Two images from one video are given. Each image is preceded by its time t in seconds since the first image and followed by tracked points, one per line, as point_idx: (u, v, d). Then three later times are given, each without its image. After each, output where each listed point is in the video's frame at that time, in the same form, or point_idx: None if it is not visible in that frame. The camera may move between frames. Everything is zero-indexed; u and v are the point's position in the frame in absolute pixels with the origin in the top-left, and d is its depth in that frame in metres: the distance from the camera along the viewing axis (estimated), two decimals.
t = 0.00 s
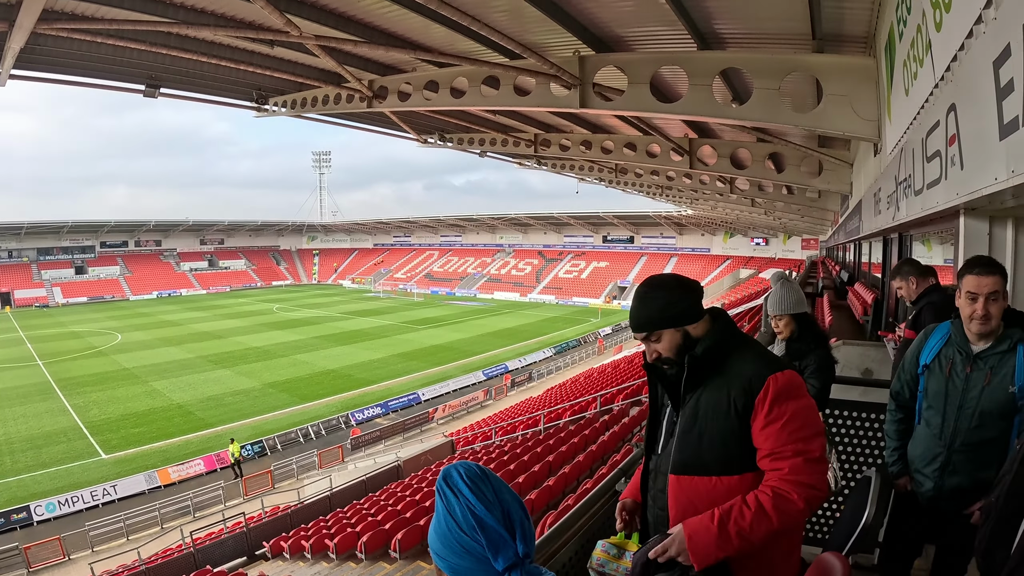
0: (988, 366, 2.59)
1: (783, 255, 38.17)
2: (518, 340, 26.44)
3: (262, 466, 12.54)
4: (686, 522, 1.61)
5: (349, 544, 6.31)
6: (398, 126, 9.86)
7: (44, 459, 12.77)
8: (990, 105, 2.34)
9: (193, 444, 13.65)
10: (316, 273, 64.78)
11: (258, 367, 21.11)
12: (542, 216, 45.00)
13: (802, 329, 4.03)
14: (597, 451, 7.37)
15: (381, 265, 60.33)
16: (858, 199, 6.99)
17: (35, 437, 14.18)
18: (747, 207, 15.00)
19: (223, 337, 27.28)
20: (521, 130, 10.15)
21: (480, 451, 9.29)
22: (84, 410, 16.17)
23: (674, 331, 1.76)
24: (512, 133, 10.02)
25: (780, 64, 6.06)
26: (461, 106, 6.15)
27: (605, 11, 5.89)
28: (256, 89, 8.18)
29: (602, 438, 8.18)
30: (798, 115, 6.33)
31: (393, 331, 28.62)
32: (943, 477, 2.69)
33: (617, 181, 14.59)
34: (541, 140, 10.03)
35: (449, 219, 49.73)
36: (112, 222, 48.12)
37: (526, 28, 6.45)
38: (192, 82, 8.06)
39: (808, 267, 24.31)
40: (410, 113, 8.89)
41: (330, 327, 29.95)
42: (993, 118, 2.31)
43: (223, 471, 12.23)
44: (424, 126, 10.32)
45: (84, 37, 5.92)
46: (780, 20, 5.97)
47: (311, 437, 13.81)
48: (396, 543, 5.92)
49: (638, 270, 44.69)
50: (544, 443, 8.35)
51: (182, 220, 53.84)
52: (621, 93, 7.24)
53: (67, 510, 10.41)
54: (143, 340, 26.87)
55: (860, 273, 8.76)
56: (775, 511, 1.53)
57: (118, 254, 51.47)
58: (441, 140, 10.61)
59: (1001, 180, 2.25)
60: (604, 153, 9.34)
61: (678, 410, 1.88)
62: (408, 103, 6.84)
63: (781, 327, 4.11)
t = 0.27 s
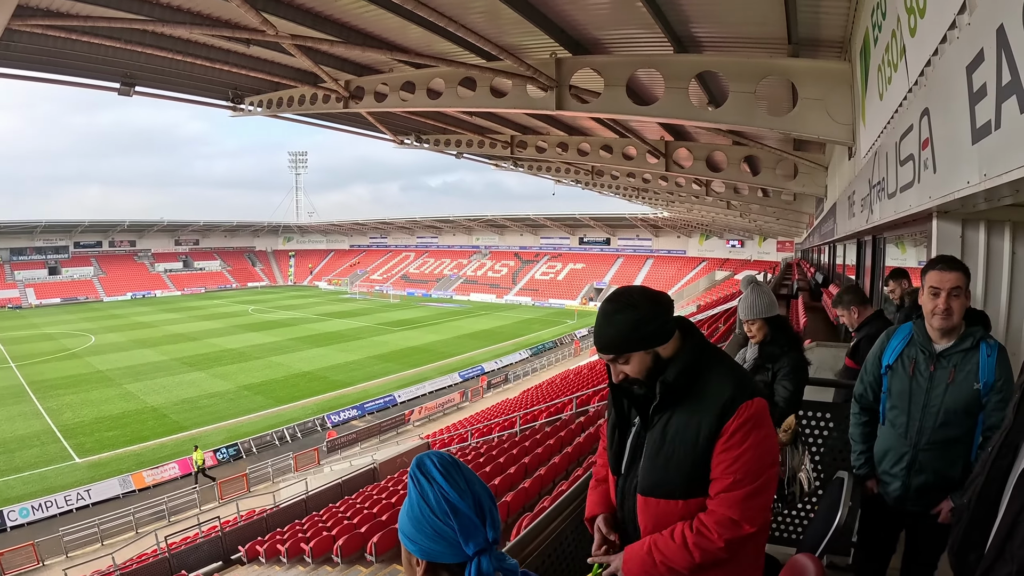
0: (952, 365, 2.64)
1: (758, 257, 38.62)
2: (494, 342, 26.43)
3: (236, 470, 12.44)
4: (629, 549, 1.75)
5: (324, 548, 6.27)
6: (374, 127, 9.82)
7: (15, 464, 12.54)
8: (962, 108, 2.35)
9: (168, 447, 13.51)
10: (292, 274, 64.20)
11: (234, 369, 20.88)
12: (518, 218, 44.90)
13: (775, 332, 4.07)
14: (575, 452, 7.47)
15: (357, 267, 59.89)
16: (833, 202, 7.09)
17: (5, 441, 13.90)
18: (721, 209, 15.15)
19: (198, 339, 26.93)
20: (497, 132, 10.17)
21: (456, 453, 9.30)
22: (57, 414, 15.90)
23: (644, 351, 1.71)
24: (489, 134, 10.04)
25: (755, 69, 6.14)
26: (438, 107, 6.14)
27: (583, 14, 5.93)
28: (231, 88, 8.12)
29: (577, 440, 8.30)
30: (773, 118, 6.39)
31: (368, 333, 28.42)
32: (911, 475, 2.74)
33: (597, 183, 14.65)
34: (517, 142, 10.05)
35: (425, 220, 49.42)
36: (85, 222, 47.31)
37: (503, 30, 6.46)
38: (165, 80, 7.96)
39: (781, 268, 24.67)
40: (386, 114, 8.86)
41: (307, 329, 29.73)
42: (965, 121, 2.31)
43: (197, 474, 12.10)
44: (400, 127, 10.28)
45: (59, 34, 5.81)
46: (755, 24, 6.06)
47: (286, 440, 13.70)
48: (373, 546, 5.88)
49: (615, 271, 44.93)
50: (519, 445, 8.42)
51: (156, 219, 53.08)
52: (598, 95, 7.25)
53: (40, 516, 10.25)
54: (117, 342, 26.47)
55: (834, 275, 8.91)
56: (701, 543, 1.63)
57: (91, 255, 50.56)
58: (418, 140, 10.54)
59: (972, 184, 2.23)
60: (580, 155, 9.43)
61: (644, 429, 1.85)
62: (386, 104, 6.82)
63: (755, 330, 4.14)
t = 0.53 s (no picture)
0: (927, 364, 2.67)
1: (745, 258, 38.85)
2: (482, 343, 26.49)
3: (224, 472, 12.41)
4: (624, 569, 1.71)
5: (314, 550, 6.24)
6: (362, 127, 9.79)
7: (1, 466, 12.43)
8: (951, 110, 2.35)
9: (156, 449, 13.45)
10: (280, 275, 64.04)
11: (222, 371, 20.78)
12: (507, 220, 44.94)
13: (764, 332, 4.08)
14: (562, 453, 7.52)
15: (346, 268, 59.80)
16: (821, 204, 7.13)
17: None
18: (707, 210, 15.25)
19: (186, 341, 26.76)
20: (486, 133, 10.16)
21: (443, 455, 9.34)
22: (44, 416, 15.78)
23: (610, 364, 1.68)
24: (477, 135, 10.05)
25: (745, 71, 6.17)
26: (426, 108, 6.13)
27: (573, 15, 5.93)
28: (220, 88, 8.09)
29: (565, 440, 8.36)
30: (762, 120, 6.42)
31: (357, 334, 28.39)
32: (891, 475, 2.75)
33: (584, 185, 14.69)
34: (506, 143, 10.07)
35: (415, 221, 49.47)
36: (73, 222, 47.02)
37: (492, 31, 6.46)
38: (152, 79, 7.91)
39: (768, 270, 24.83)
40: (375, 114, 8.84)
41: (296, 330, 29.61)
42: (954, 123, 2.31)
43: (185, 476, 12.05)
44: (389, 127, 10.26)
45: (45, 32, 5.75)
46: (744, 27, 6.09)
47: (275, 442, 13.66)
48: (362, 548, 5.84)
49: (604, 272, 45.11)
50: (508, 446, 8.45)
51: (144, 220, 52.80)
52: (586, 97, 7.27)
53: (28, 518, 10.18)
54: (104, 344, 26.28)
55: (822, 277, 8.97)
56: (701, 559, 1.58)
57: (78, 255, 50.14)
58: (407, 141, 10.56)
59: (961, 185, 2.25)
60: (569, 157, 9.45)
61: (617, 443, 1.83)
62: (375, 105, 6.79)
63: (743, 332, 4.15)
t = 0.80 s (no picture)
0: (921, 367, 2.65)
1: (745, 259, 38.81)
2: (483, 344, 26.51)
3: (224, 473, 12.39)
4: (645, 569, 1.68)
5: (313, 551, 6.23)
6: (362, 128, 9.79)
7: None
8: (952, 113, 2.35)
9: (156, 450, 13.44)
10: (281, 276, 64.08)
11: (221, 371, 20.78)
12: (507, 220, 44.99)
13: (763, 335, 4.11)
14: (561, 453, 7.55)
15: (346, 268, 59.85)
16: (821, 205, 7.13)
17: None
18: (706, 212, 15.28)
19: (185, 341, 26.76)
20: (486, 134, 10.17)
21: (443, 456, 9.36)
22: (43, 416, 15.78)
23: (544, 393, 1.69)
24: (478, 136, 10.06)
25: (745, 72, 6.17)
26: (427, 109, 6.12)
27: (573, 16, 5.93)
28: (221, 89, 8.10)
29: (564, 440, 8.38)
30: (762, 122, 6.42)
31: (357, 335, 28.39)
32: (881, 475, 2.78)
33: (583, 185, 14.70)
34: (505, 144, 10.09)
35: (416, 222, 49.50)
36: (73, 222, 47.06)
37: (493, 32, 6.46)
38: (153, 79, 7.91)
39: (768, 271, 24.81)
40: (375, 115, 8.84)
41: (295, 331, 29.61)
42: (955, 125, 2.31)
43: (185, 477, 12.05)
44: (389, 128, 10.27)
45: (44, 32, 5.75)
46: (745, 28, 6.08)
47: (275, 443, 13.66)
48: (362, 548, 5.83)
49: (604, 273, 45.16)
50: (507, 446, 8.47)
51: (144, 220, 52.81)
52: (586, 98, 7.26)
53: (27, 519, 10.18)
54: (104, 344, 26.29)
55: (822, 279, 8.97)
56: (716, 529, 1.60)
57: (78, 256, 50.17)
58: (407, 142, 10.57)
59: (961, 187, 2.26)
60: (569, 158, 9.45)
61: (575, 470, 1.84)
62: (375, 106, 6.79)
63: (743, 335, 4.16)
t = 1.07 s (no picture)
0: (927, 373, 2.66)
1: (752, 260, 38.68)
2: (489, 344, 26.49)
3: (231, 471, 12.40)
4: None
5: (319, 550, 6.28)
6: (369, 128, 9.80)
7: (7, 464, 12.48)
8: (960, 113, 2.33)
9: (162, 448, 13.47)
10: (287, 275, 64.21)
11: (227, 370, 20.84)
12: (514, 220, 44.97)
13: (769, 337, 4.09)
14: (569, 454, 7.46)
15: (352, 268, 59.92)
16: (828, 206, 7.09)
17: None
18: (714, 212, 15.22)
19: (191, 340, 26.85)
20: (493, 134, 10.17)
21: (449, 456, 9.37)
22: (50, 414, 15.84)
23: (513, 419, 1.72)
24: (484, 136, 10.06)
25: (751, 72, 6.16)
26: (433, 108, 6.11)
27: (580, 16, 5.92)
28: (229, 89, 8.13)
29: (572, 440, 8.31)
30: (768, 122, 6.39)
31: (363, 335, 28.40)
32: (881, 477, 2.83)
33: (590, 185, 14.67)
34: (512, 144, 10.09)
35: (422, 222, 49.54)
36: (80, 221, 47.27)
37: (499, 32, 6.46)
38: (161, 79, 7.95)
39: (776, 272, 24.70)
40: (381, 115, 8.86)
41: (301, 330, 29.67)
42: (963, 126, 2.28)
43: (191, 475, 12.08)
44: (396, 128, 10.28)
45: (52, 32, 5.78)
46: (751, 28, 6.06)
47: (281, 442, 13.70)
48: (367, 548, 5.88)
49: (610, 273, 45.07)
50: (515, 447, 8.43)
51: (151, 220, 53.00)
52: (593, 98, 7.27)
53: (33, 516, 10.22)
54: (110, 342, 26.40)
55: (830, 279, 8.94)
56: (709, 529, 1.58)
57: (85, 255, 50.45)
58: (413, 142, 10.58)
59: (969, 188, 2.23)
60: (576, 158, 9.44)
61: (558, 488, 1.85)
62: (382, 105, 6.80)
63: (749, 336, 4.15)
